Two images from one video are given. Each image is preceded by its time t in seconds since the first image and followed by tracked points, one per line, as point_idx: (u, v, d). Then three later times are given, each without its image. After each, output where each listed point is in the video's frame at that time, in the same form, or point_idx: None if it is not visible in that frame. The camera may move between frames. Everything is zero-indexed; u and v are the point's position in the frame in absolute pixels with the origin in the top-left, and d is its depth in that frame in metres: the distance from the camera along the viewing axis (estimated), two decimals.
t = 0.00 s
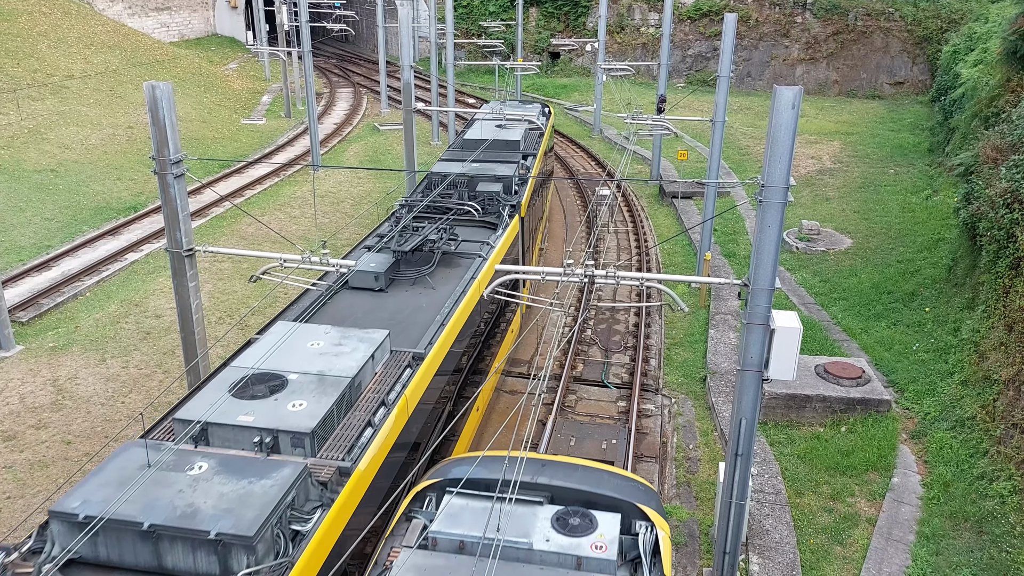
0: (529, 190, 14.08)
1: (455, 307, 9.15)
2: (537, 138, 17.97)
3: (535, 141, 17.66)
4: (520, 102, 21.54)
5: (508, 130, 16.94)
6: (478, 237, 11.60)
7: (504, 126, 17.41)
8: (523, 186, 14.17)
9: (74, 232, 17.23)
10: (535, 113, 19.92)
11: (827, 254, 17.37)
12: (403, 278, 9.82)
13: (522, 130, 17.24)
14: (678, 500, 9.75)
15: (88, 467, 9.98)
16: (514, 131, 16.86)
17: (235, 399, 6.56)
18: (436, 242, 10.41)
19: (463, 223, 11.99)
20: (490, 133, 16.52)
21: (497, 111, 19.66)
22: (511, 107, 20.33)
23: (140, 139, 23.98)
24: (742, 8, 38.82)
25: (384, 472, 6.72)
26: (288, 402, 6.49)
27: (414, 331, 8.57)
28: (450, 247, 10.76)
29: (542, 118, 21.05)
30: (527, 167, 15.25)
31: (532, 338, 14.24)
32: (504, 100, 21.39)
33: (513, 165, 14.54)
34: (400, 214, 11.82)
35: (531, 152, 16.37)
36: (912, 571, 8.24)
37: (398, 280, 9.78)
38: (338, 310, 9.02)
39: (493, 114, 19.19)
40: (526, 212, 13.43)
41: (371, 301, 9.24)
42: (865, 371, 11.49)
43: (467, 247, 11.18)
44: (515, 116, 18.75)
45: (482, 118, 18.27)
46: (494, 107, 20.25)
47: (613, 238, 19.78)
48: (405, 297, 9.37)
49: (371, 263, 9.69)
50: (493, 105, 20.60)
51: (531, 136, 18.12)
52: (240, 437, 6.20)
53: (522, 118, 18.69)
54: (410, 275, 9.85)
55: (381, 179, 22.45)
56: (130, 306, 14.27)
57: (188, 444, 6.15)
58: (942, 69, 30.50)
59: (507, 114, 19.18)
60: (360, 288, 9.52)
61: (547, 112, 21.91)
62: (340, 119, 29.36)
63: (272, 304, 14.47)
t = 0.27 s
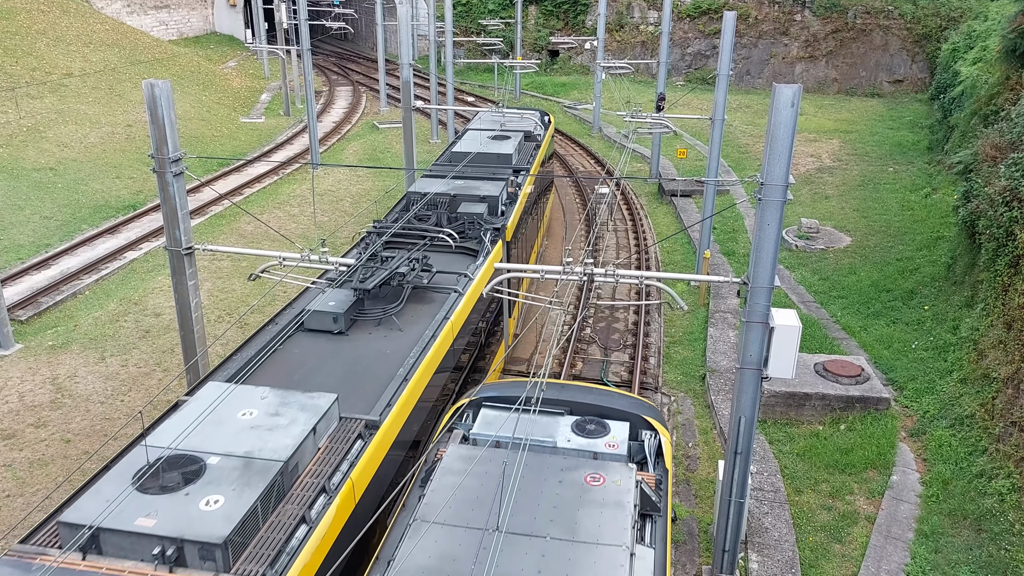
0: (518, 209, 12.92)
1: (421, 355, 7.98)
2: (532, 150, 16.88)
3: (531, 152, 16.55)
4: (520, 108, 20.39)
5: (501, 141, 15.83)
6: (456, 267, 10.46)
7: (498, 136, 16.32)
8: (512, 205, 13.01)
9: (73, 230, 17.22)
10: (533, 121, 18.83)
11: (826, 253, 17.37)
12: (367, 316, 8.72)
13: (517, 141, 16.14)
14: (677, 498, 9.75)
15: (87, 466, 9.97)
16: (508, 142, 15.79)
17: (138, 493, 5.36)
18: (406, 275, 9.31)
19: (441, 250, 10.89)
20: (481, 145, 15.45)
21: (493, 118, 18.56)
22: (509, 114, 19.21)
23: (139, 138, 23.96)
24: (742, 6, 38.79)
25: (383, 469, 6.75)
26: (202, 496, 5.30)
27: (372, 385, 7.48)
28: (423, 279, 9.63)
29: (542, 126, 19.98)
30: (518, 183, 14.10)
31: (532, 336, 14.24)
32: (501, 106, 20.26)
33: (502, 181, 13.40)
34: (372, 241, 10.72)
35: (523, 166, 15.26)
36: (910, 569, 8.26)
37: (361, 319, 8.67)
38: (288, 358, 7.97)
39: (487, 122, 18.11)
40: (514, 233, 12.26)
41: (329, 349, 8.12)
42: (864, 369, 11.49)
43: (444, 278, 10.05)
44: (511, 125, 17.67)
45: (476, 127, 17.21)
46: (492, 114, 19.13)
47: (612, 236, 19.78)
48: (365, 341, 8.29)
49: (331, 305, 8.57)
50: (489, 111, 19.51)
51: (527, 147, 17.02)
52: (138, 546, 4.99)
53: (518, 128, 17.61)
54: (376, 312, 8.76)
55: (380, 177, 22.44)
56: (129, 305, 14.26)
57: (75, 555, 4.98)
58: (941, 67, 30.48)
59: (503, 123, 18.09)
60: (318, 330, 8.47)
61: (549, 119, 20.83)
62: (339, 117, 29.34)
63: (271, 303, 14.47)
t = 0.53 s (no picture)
0: (503, 233, 11.77)
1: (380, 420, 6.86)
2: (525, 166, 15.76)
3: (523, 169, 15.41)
4: (513, 121, 19.30)
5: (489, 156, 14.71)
6: (427, 304, 9.36)
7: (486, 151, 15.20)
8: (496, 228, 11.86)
9: (72, 228, 17.20)
10: (527, 135, 17.70)
11: (825, 251, 17.38)
12: (319, 369, 7.63)
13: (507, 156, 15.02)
14: (676, 496, 9.76)
15: (87, 464, 9.97)
16: (497, 156, 14.67)
17: None
18: (367, 318, 8.24)
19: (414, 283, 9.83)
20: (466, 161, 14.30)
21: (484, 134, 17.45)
22: (501, 129, 18.13)
23: (138, 136, 23.95)
24: (741, 4, 38.76)
25: (383, 466, 6.77)
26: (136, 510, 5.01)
27: (316, 461, 6.42)
28: (386, 322, 8.53)
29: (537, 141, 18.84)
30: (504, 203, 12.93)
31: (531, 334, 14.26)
32: (493, 120, 19.17)
33: (487, 201, 12.25)
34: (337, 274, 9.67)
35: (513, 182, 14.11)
36: (909, 567, 8.27)
37: (311, 373, 7.57)
38: (221, 424, 6.89)
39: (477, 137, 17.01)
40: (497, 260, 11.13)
41: (275, 410, 7.09)
42: (863, 367, 11.50)
43: (412, 319, 8.96)
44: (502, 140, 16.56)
45: (463, 143, 16.10)
46: (482, 129, 18.05)
47: (611, 234, 19.78)
48: (317, 399, 7.24)
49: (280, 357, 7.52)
50: (480, 125, 18.44)
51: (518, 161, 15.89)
52: None
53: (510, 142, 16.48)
54: (330, 363, 7.68)
55: (380, 175, 22.43)
56: (128, 303, 14.24)
57: None
58: (941, 65, 30.47)
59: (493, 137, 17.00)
60: (261, 385, 7.39)
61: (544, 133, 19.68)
62: (338, 116, 29.32)
63: (270, 301, 14.46)
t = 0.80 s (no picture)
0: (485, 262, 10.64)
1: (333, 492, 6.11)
2: (519, 179, 14.54)
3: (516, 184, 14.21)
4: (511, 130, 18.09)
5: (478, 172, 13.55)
6: (389, 355, 8.35)
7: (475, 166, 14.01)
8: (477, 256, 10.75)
9: (71, 227, 17.18)
10: (523, 146, 16.46)
11: (824, 249, 17.39)
12: (256, 439, 6.64)
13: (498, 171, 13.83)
14: (675, 494, 9.77)
15: (86, 462, 9.97)
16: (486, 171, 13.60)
17: None
18: (315, 377, 7.21)
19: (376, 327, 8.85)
20: (452, 178, 13.16)
21: (477, 144, 16.27)
22: (497, 139, 16.92)
23: (137, 134, 23.92)
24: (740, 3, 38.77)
25: (372, 485, 6.77)
26: None
27: (238, 564, 5.45)
28: (339, 380, 7.52)
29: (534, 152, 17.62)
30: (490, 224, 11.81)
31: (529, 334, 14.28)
32: (487, 130, 18.01)
33: (468, 226, 11.09)
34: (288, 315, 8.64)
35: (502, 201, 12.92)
36: (907, 565, 8.28)
37: (245, 446, 6.56)
38: (133, 513, 5.91)
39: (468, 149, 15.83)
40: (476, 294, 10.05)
41: (198, 494, 6.11)
42: (862, 365, 11.50)
43: (372, 374, 7.95)
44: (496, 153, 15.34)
45: (452, 156, 14.95)
46: (476, 140, 16.86)
47: (611, 232, 19.79)
48: (250, 480, 6.28)
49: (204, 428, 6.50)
50: (474, 136, 17.27)
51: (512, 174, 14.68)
52: None
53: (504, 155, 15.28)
54: (271, 432, 6.71)
55: (379, 173, 22.41)
56: (127, 301, 14.23)
57: None
58: (940, 64, 30.49)
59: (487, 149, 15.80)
60: (185, 462, 6.42)
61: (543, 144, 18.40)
62: (338, 114, 29.30)
63: (269, 299, 14.45)
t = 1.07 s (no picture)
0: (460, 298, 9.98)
1: (319, 511, 6.05)
2: (507, 200, 13.88)
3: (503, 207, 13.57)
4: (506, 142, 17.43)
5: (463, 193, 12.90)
6: (338, 427, 7.33)
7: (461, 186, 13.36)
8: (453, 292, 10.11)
9: (70, 225, 17.17)
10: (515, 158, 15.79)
11: (824, 247, 17.39)
12: (163, 544, 5.49)
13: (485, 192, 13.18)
14: (675, 493, 9.77)
15: (85, 461, 9.97)
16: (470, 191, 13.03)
17: None
18: (242, 461, 6.11)
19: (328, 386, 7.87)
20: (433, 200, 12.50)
21: (466, 159, 15.59)
22: (488, 152, 16.24)
23: (136, 133, 23.90)
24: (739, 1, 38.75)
25: (364, 498, 6.80)
26: None
27: None
28: (272, 462, 6.42)
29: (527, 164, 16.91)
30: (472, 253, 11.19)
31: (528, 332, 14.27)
32: (477, 143, 17.32)
33: (446, 258, 10.52)
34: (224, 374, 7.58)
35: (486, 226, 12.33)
36: (907, 563, 8.29)
37: (147, 554, 5.42)
38: None
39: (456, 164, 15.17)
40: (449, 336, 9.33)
41: None
42: (861, 364, 11.49)
43: (317, 449, 6.89)
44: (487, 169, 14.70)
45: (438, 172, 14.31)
46: (466, 152, 16.17)
47: (610, 231, 19.78)
48: None
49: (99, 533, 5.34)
50: (464, 147, 16.60)
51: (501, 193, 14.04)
52: None
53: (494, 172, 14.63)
54: (183, 532, 5.59)
55: (378, 172, 22.39)
56: (126, 300, 14.22)
57: None
58: (939, 62, 30.50)
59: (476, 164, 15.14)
60: None
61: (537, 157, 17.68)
62: (337, 112, 29.28)
63: (269, 298, 14.45)
